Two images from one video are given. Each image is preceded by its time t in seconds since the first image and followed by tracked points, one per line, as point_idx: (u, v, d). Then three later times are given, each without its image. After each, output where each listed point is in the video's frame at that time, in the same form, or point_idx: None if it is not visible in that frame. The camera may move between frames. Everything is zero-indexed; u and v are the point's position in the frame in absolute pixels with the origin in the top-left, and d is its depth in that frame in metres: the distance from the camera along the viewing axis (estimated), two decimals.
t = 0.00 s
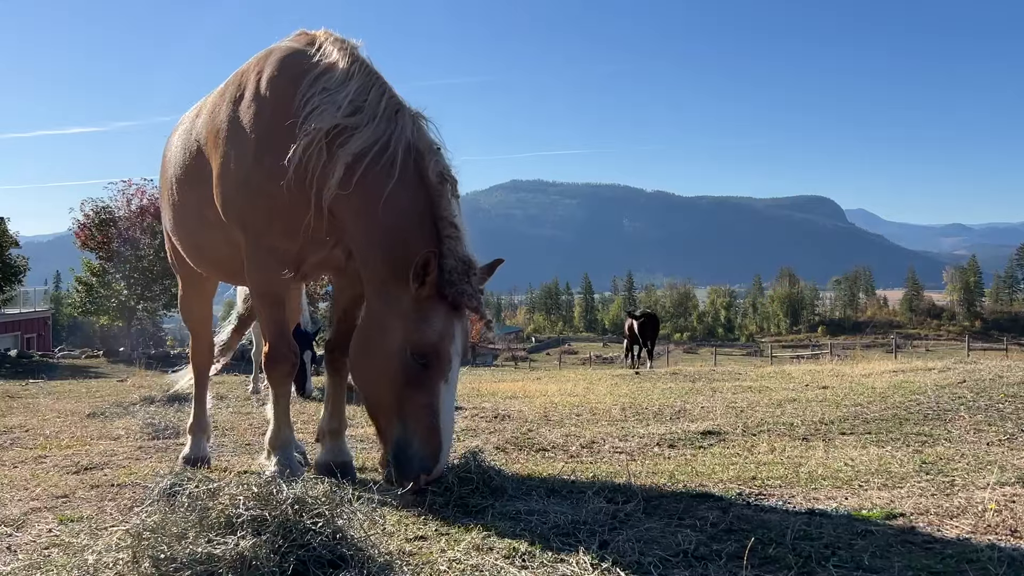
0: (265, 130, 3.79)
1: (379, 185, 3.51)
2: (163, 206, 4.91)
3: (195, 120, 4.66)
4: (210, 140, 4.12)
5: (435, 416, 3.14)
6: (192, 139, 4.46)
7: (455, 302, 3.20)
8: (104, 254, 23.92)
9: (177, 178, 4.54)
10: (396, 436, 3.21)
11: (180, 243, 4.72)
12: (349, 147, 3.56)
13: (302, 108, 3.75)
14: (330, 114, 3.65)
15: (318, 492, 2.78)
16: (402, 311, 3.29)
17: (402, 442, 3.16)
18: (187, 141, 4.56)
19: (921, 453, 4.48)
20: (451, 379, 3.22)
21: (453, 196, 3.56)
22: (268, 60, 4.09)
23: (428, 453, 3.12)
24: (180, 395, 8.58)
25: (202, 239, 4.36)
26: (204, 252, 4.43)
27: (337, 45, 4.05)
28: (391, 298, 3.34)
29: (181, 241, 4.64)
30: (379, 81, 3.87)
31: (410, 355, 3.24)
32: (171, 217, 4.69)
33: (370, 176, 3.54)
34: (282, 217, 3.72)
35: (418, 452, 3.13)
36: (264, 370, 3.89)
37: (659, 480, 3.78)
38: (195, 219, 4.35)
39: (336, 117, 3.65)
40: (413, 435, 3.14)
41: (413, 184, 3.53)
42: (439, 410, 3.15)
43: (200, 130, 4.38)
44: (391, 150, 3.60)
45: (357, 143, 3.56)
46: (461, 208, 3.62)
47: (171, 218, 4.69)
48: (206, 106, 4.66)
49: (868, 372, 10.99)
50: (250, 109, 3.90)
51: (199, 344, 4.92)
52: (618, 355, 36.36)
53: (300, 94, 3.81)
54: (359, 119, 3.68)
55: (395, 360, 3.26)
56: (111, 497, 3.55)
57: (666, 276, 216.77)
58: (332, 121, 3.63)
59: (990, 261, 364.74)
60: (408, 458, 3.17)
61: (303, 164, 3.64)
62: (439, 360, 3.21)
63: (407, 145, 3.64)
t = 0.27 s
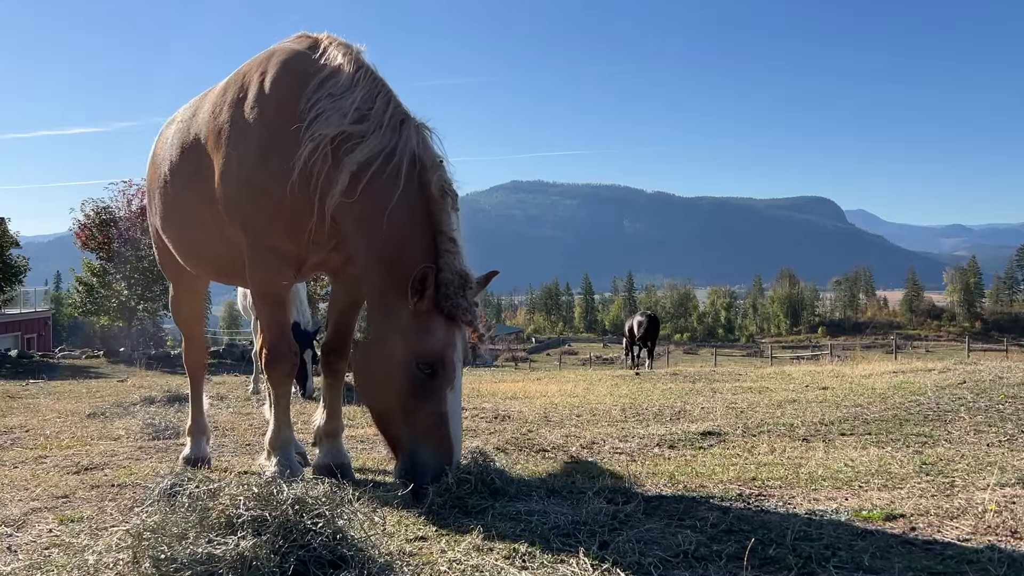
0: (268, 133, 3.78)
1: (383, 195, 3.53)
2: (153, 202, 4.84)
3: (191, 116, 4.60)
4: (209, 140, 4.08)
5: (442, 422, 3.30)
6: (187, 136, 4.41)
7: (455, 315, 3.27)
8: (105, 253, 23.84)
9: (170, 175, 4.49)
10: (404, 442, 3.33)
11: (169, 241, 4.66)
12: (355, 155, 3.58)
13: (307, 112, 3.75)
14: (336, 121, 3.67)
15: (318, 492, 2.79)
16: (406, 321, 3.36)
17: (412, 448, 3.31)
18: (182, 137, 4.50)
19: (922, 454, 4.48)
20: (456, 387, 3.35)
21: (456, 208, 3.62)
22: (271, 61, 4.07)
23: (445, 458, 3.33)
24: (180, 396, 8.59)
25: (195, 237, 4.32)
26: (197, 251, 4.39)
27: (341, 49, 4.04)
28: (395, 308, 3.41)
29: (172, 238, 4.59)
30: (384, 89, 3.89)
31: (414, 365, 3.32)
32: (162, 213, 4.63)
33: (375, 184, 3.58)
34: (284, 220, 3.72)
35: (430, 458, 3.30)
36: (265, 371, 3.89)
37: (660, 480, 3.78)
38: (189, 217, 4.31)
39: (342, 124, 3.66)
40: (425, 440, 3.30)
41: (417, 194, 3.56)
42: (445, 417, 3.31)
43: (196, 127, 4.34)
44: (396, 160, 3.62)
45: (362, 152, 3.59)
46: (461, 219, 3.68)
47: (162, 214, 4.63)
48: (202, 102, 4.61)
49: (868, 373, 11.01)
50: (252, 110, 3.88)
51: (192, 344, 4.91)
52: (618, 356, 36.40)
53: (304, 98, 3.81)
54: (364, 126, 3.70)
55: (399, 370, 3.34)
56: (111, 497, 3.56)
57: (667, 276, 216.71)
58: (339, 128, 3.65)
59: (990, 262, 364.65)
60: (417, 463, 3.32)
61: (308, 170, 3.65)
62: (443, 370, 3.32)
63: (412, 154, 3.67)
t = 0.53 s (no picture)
0: (273, 134, 3.79)
1: (395, 195, 3.63)
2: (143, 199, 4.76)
3: (184, 114, 4.55)
4: (209, 139, 4.05)
5: (459, 413, 3.38)
6: (182, 134, 4.36)
7: (466, 308, 3.41)
8: (105, 253, 23.72)
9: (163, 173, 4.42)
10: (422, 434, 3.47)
11: (162, 240, 4.60)
12: (364, 156, 3.62)
13: (314, 113, 3.76)
14: (343, 122, 3.69)
15: (319, 493, 2.79)
16: (421, 317, 3.49)
17: (429, 439, 3.43)
18: (176, 135, 4.45)
19: (922, 455, 4.48)
20: (473, 378, 3.46)
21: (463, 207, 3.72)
22: (272, 61, 4.05)
23: (464, 450, 3.35)
24: (180, 396, 8.59)
25: (193, 236, 4.29)
26: (195, 250, 4.36)
27: (344, 50, 4.05)
28: (408, 305, 3.55)
29: (165, 237, 4.54)
30: (388, 90, 3.93)
31: (431, 358, 3.47)
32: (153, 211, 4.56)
33: (384, 185, 3.63)
34: (290, 221, 3.73)
35: (449, 447, 3.36)
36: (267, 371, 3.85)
37: (661, 481, 3.78)
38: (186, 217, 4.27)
39: (350, 126, 3.69)
40: (444, 432, 3.38)
41: (425, 194, 3.66)
42: (462, 407, 3.41)
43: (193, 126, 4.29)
44: (405, 161, 3.70)
45: (372, 153, 3.63)
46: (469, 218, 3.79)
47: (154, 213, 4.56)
48: (197, 100, 4.57)
49: (867, 373, 11.01)
50: (256, 110, 3.87)
51: (186, 343, 4.89)
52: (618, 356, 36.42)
53: (310, 100, 3.82)
54: (372, 128, 3.74)
55: (416, 364, 3.49)
56: (111, 497, 3.56)
57: (667, 277, 216.72)
58: (347, 130, 3.67)
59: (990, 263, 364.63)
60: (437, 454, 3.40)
61: (316, 172, 3.67)
62: (458, 361, 3.44)
63: (419, 155, 3.75)
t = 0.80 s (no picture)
0: (279, 138, 3.78)
1: (404, 196, 3.63)
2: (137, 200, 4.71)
3: (184, 115, 4.52)
4: (212, 142, 4.03)
5: (481, 402, 3.40)
6: (182, 136, 4.34)
7: (483, 299, 3.45)
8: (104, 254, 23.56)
9: (164, 174, 4.39)
10: (446, 426, 3.47)
11: (160, 241, 4.58)
12: (372, 159, 3.62)
13: (320, 117, 3.75)
14: (350, 126, 3.68)
15: (319, 493, 2.79)
16: (436, 311, 3.52)
17: (452, 431, 3.45)
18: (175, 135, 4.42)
19: (922, 456, 4.48)
20: (493, 367, 3.48)
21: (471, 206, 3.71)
22: (273, 64, 4.03)
23: (494, 437, 3.39)
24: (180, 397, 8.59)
25: (194, 239, 4.27)
26: (196, 253, 4.35)
27: (345, 54, 4.04)
28: (423, 300, 3.58)
29: (163, 238, 4.51)
30: (392, 93, 3.93)
31: (450, 349, 3.49)
32: (151, 212, 4.53)
33: (392, 187, 3.64)
34: (298, 222, 3.73)
35: (474, 436, 3.39)
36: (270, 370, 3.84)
37: (661, 482, 3.78)
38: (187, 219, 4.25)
39: (357, 129, 3.68)
40: (469, 421, 3.42)
41: (434, 193, 3.67)
42: (485, 397, 3.42)
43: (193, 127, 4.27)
44: (412, 163, 3.69)
45: (379, 156, 3.64)
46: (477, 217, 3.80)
47: (152, 214, 4.52)
48: (196, 102, 4.54)
49: (868, 374, 10.99)
50: (260, 113, 3.86)
51: (183, 344, 4.91)
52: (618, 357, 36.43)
53: (315, 104, 3.81)
54: (378, 131, 3.74)
55: (434, 357, 3.50)
56: (112, 497, 3.57)
57: (666, 278, 216.70)
58: (355, 134, 3.67)
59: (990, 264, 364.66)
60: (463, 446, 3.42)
61: (325, 175, 3.68)
62: (478, 351, 3.47)
63: (425, 156, 3.74)
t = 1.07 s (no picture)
0: (281, 139, 3.78)
1: (407, 198, 3.65)
2: (136, 200, 4.69)
3: (184, 115, 4.51)
4: (214, 142, 4.03)
5: (476, 405, 3.40)
6: (182, 136, 4.33)
7: (481, 302, 3.46)
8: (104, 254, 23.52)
9: (164, 174, 4.38)
10: (441, 427, 3.48)
11: (159, 242, 4.56)
12: (375, 161, 3.62)
13: (323, 119, 3.76)
14: (353, 128, 3.69)
15: (319, 494, 2.78)
16: (436, 312, 3.52)
17: (447, 433, 3.45)
18: (175, 135, 4.41)
19: (922, 457, 4.48)
20: (488, 370, 3.47)
21: (473, 207, 3.72)
22: (276, 65, 4.02)
23: (484, 443, 3.38)
24: (181, 397, 8.59)
25: (195, 238, 4.26)
26: (196, 253, 4.34)
27: (347, 55, 4.04)
28: (423, 301, 3.59)
29: (163, 238, 4.49)
30: (395, 95, 3.93)
31: (445, 352, 3.49)
32: (151, 212, 4.51)
33: (395, 189, 3.65)
34: (301, 222, 3.73)
35: (469, 439, 3.38)
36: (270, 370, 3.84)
37: (661, 483, 3.78)
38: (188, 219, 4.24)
39: (360, 132, 3.68)
40: (462, 425, 3.41)
41: (436, 195, 3.69)
42: (479, 398, 3.42)
43: (194, 127, 4.26)
44: (414, 165, 3.70)
45: (381, 158, 3.64)
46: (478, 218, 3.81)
47: (152, 214, 4.50)
48: (197, 102, 4.52)
49: (868, 375, 10.98)
50: (263, 115, 3.86)
51: (182, 343, 4.92)
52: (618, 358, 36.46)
53: (318, 106, 3.81)
54: (381, 133, 3.74)
55: (431, 358, 3.51)
56: (112, 498, 3.57)
57: (666, 279, 216.69)
58: (358, 136, 3.67)
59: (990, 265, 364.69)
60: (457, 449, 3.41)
61: (328, 177, 3.68)
62: (473, 355, 3.46)
63: (427, 158, 3.75)
